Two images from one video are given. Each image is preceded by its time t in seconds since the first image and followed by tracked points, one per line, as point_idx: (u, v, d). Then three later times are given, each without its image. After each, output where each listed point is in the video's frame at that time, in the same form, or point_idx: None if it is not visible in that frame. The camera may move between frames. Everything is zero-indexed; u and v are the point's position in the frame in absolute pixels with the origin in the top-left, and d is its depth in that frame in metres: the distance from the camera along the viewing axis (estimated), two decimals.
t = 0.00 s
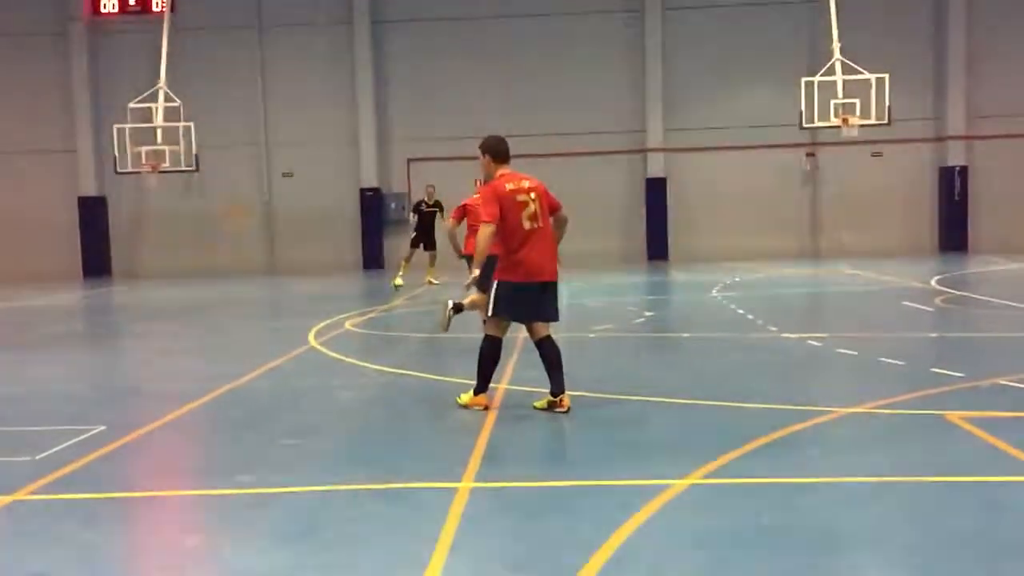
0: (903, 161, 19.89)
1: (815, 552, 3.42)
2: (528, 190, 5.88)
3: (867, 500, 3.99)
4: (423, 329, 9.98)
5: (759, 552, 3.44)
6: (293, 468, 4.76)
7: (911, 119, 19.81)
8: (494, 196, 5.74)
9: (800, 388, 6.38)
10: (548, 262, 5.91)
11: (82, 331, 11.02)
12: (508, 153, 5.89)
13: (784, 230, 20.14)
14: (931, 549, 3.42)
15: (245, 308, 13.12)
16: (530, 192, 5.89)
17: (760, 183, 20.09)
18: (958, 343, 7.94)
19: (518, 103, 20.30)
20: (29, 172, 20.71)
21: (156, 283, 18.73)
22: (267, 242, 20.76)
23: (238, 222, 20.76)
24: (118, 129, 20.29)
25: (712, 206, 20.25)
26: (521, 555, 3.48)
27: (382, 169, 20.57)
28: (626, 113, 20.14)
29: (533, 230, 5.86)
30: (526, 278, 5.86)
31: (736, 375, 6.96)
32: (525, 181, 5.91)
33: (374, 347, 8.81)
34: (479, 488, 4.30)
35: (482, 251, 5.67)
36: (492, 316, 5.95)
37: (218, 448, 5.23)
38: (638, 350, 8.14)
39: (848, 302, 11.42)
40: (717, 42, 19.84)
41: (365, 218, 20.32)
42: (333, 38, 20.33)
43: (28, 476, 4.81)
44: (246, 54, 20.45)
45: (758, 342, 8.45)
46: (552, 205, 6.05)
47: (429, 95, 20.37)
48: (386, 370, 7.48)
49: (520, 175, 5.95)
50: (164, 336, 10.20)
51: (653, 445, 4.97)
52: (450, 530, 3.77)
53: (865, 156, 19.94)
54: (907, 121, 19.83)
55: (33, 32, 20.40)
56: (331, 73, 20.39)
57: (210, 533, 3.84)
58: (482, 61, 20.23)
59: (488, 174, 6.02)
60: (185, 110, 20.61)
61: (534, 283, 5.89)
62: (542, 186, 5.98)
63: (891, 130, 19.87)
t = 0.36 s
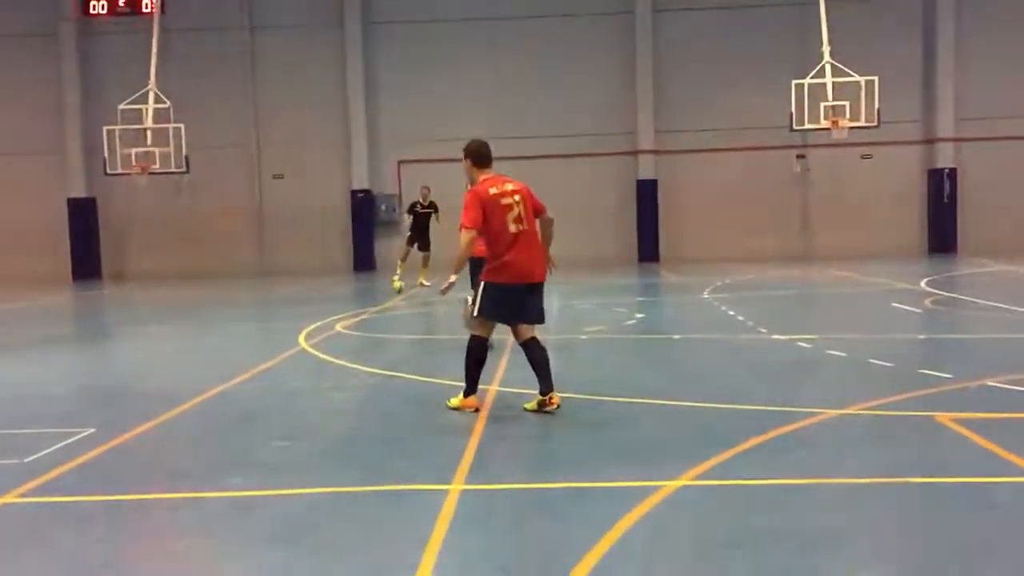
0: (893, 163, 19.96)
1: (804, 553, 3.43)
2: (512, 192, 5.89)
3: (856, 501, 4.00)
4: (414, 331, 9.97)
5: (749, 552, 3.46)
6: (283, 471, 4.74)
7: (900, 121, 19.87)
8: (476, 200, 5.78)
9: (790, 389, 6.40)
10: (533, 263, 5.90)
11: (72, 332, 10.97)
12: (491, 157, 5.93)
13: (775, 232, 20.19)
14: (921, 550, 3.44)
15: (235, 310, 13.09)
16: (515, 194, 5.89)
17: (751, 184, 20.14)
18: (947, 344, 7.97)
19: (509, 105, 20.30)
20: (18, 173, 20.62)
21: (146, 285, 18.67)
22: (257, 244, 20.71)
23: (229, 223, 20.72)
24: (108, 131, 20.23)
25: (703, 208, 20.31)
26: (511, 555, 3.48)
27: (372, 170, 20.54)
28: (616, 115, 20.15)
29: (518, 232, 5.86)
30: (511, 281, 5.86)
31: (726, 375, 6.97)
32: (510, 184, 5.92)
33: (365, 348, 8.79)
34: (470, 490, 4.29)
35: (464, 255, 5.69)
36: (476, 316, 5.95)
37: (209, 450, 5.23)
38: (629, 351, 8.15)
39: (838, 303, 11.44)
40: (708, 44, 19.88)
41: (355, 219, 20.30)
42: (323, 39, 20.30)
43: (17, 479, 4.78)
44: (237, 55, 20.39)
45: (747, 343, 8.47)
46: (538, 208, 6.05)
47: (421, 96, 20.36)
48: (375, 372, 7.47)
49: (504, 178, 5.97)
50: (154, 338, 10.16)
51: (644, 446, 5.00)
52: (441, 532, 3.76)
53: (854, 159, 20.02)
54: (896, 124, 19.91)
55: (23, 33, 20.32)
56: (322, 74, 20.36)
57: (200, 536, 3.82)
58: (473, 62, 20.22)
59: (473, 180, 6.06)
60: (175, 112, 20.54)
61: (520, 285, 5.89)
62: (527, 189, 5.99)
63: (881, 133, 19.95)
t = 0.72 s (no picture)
0: (882, 164, 20.05)
1: (794, 553, 3.45)
2: (495, 193, 5.95)
3: (846, 502, 4.01)
4: (405, 332, 9.96)
5: (738, 552, 3.47)
6: (272, 473, 4.73)
7: (888, 122, 19.95)
8: (459, 202, 5.84)
9: (778, 389, 6.43)
10: (520, 262, 5.92)
11: (61, 334, 10.93)
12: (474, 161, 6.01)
13: (764, 233, 20.25)
14: (909, 549, 3.46)
15: (225, 311, 13.05)
16: (498, 195, 5.96)
17: (741, 185, 20.20)
18: (936, 345, 8.01)
19: (499, 106, 20.31)
20: (7, 174, 20.53)
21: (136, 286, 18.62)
22: (247, 245, 20.67)
23: (218, 225, 20.67)
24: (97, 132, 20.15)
25: (692, 209, 20.35)
26: (501, 556, 3.49)
27: (363, 171, 20.51)
28: (606, 116, 20.18)
29: (503, 232, 5.91)
30: (498, 280, 5.87)
31: (716, 375, 6.99)
32: (492, 186, 5.98)
33: (355, 350, 8.78)
34: (460, 492, 4.28)
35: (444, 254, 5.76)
36: (464, 316, 5.96)
37: (198, 452, 5.21)
38: (619, 352, 8.17)
39: (826, 304, 11.49)
40: (699, 45, 19.93)
41: (345, 220, 20.25)
42: (313, 40, 20.27)
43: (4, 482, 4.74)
44: (227, 55, 20.35)
45: (737, 344, 8.49)
46: (522, 208, 6.10)
47: (411, 97, 20.34)
48: (366, 373, 7.47)
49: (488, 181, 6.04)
50: (144, 340, 10.12)
51: (635, 446, 5.01)
52: (431, 533, 3.75)
53: (844, 160, 20.09)
54: (885, 125, 19.99)
55: (11, 34, 20.23)
56: (313, 75, 20.33)
57: (189, 539, 3.80)
58: (463, 63, 20.23)
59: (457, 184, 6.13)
60: (165, 112, 20.46)
61: (506, 285, 5.91)
62: (509, 190, 6.06)
63: (870, 134, 20.03)
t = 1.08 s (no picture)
0: (871, 164, 20.13)
1: (781, 552, 3.46)
2: (479, 193, 5.93)
3: (835, 501, 4.02)
4: (395, 333, 9.95)
5: (727, 552, 3.48)
6: (261, 474, 4.72)
7: (877, 123, 20.04)
8: (442, 202, 5.82)
9: (767, 389, 6.44)
10: (504, 262, 5.93)
11: (50, 336, 10.88)
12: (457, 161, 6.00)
13: (754, 233, 20.31)
14: (897, 548, 3.48)
15: (214, 312, 13.01)
16: (482, 195, 5.94)
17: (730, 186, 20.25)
18: (923, 344, 8.06)
19: (489, 106, 20.31)
20: None
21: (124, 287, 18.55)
22: (236, 246, 20.62)
23: (208, 225, 20.61)
24: (85, 132, 20.07)
25: (682, 209, 20.40)
26: (490, 556, 3.49)
27: (353, 172, 20.48)
28: (596, 117, 20.21)
29: (486, 233, 5.91)
30: (481, 280, 5.89)
31: (705, 375, 7.01)
32: (477, 185, 5.96)
33: (345, 351, 8.77)
34: (450, 493, 4.28)
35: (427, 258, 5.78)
36: (452, 316, 5.98)
37: (187, 454, 5.19)
38: (609, 352, 8.19)
39: (816, 304, 11.52)
40: (688, 46, 19.98)
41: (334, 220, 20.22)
42: (302, 41, 20.23)
43: None
44: (216, 56, 20.30)
45: (726, 344, 8.52)
46: (508, 206, 6.09)
47: (401, 98, 20.33)
48: (355, 374, 7.47)
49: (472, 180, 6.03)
50: (133, 341, 10.09)
51: (624, 446, 5.02)
52: (421, 535, 3.75)
53: (832, 160, 20.16)
54: (873, 125, 20.07)
55: None
56: (302, 75, 20.30)
57: (179, 541, 3.79)
58: (454, 64, 20.23)
59: (442, 185, 6.15)
60: (154, 113, 20.40)
61: (492, 285, 5.93)
62: (494, 189, 6.03)
63: (858, 134, 20.10)
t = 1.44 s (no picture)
0: (857, 165, 20.22)
1: (768, 552, 3.47)
2: (463, 193, 5.97)
3: (821, 501, 4.04)
4: (383, 333, 9.93)
5: (715, 552, 3.49)
6: (247, 476, 4.69)
7: (863, 124, 20.12)
8: (425, 203, 5.87)
9: (754, 389, 6.45)
10: (487, 262, 5.96)
11: (35, 337, 10.82)
12: (443, 161, 6.04)
13: (741, 233, 20.37)
14: (883, 547, 3.49)
15: (201, 313, 12.96)
16: (465, 195, 5.97)
17: (717, 187, 20.31)
18: (909, 344, 8.10)
19: (476, 107, 20.30)
20: None
21: (111, 288, 18.45)
22: (223, 246, 20.55)
23: (195, 226, 20.53)
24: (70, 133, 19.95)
25: (669, 209, 20.44)
26: (479, 557, 3.49)
27: (340, 172, 20.45)
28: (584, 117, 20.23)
29: (469, 233, 5.96)
30: (464, 280, 5.93)
31: (692, 375, 7.02)
32: (460, 185, 6.00)
33: (332, 351, 8.76)
34: (437, 494, 4.28)
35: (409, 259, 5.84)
36: (438, 317, 5.97)
37: (173, 455, 5.16)
38: (597, 352, 8.20)
39: (802, 304, 11.57)
40: (676, 47, 20.02)
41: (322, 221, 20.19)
42: (289, 41, 20.17)
43: None
44: (203, 56, 20.22)
45: (714, 344, 8.55)
46: (493, 207, 6.11)
47: (388, 98, 20.30)
48: (342, 375, 7.47)
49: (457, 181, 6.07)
50: (119, 342, 10.04)
51: (612, 447, 5.02)
52: (408, 536, 3.74)
53: (819, 161, 20.24)
54: (860, 126, 20.16)
55: None
56: (290, 76, 20.24)
57: (165, 543, 3.77)
58: (441, 64, 20.21)
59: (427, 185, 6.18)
60: (140, 113, 20.30)
61: (476, 284, 5.97)
62: (478, 188, 6.06)
63: (845, 135, 20.18)
